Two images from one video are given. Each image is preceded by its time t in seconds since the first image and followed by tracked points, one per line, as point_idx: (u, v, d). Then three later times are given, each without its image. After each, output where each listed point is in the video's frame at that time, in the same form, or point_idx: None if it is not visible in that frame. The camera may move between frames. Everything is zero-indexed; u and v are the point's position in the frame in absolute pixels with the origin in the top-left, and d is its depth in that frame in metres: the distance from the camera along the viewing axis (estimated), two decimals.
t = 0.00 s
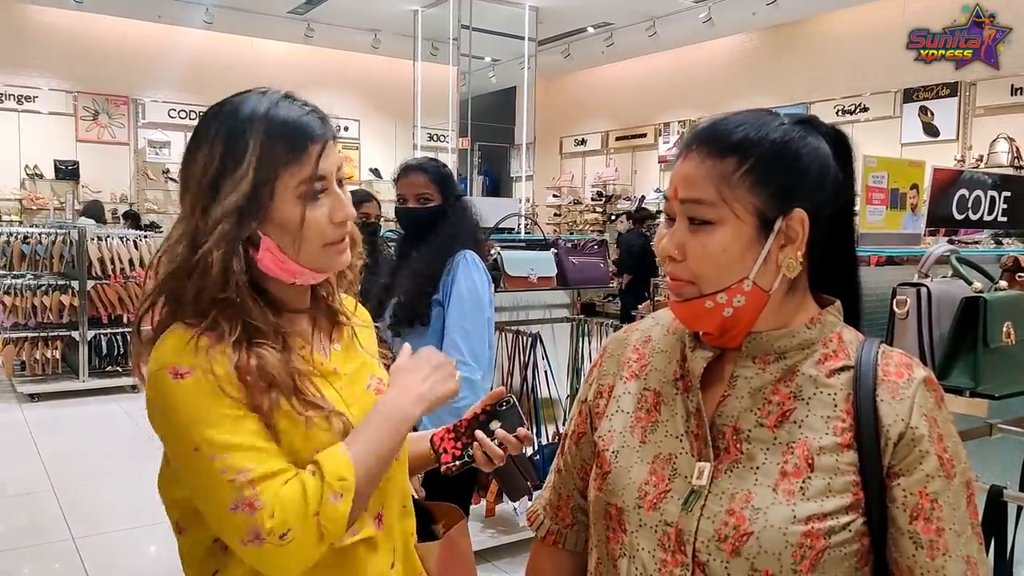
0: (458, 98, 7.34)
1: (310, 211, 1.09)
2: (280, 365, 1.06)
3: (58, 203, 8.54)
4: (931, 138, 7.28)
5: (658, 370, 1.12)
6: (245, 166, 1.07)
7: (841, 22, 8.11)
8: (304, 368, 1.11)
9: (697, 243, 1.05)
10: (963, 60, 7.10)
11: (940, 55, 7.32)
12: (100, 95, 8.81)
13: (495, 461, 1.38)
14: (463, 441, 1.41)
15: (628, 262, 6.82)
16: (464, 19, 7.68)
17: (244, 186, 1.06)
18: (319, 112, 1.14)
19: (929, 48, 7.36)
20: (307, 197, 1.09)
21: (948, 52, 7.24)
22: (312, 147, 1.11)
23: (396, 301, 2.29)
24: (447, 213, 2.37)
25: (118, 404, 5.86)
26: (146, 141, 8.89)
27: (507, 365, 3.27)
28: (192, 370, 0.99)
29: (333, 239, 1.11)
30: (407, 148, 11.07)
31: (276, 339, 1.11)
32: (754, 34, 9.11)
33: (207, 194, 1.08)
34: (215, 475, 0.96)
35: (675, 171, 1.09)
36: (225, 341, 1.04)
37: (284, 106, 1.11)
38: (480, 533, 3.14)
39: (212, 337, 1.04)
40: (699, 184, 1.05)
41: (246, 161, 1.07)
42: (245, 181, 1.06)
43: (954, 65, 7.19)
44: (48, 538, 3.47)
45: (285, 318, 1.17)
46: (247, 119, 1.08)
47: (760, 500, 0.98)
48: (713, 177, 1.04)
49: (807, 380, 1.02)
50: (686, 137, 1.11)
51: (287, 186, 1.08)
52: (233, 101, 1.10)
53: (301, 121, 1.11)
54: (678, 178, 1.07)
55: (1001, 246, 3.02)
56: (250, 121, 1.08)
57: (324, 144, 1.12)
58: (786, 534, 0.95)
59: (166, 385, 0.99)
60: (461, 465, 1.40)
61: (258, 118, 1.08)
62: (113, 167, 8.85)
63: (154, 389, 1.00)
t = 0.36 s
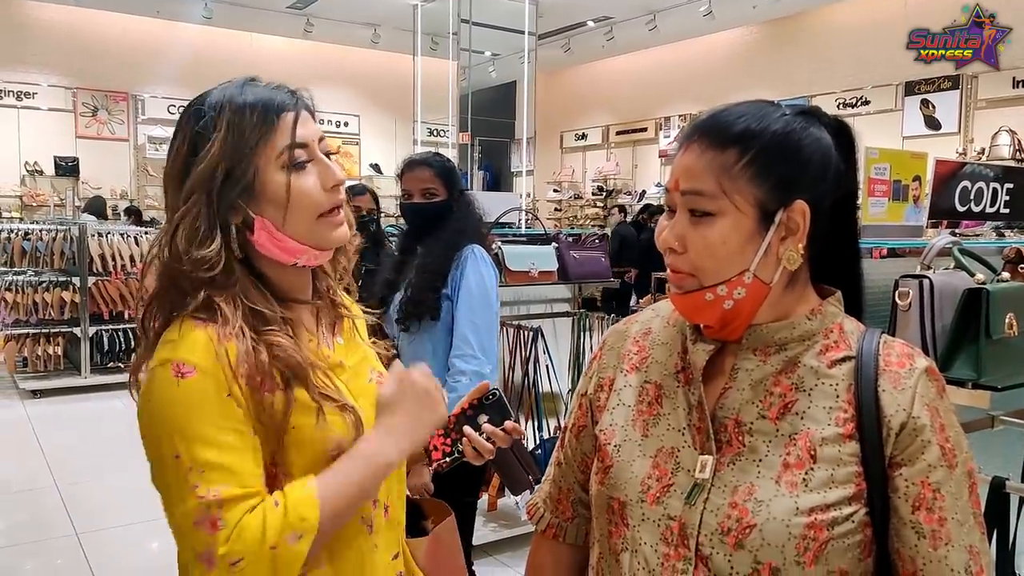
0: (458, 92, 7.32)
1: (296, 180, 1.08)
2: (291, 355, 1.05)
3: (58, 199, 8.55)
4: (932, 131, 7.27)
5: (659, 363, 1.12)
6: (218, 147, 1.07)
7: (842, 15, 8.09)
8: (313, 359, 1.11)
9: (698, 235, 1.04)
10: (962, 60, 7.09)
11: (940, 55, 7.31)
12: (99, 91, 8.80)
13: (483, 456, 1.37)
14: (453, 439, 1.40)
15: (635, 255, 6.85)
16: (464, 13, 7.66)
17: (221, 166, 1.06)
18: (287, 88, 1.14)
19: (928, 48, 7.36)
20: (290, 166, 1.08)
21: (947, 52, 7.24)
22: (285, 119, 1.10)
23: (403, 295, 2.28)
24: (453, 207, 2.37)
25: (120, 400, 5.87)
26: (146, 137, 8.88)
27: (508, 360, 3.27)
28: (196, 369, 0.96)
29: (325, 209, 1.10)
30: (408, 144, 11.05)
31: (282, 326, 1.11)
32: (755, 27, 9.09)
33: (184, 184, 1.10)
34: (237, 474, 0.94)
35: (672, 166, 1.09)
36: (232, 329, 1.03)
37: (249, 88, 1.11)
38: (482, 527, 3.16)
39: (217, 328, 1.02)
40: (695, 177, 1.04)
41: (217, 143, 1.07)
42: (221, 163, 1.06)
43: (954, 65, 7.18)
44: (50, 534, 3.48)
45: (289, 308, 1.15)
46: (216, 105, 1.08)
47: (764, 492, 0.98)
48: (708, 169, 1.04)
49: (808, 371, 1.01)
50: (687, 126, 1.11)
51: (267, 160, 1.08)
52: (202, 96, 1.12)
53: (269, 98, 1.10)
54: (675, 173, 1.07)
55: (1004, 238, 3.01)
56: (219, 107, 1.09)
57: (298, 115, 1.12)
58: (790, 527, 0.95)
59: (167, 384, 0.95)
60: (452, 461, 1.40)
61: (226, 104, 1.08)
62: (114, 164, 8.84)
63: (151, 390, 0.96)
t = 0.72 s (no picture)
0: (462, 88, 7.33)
1: (304, 188, 1.09)
2: (289, 353, 1.06)
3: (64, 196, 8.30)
4: (937, 128, 7.25)
5: (660, 359, 1.08)
6: (230, 147, 1.07)
7: (846, 11, 8.08)
8: (311, 357, 1.11)
9: (739, 228, 0.96)
10: (963, 60, 7.08)
11: (941, 54, 7.31)
12: (103, 87, 8.82)
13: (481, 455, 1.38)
14: (452, 437, 1.41)
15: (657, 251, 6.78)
16: (468, 9, 7.67)
17: (231, 167, 1.06)
18: (308, 91, 1.14)
19: (929, 48, 7.35)
20: (299, 174, 1.09)
21: (949, 51, 7.22)
22: (301, 126, 1.10)
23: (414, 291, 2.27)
24: (464, 205, 2.36)
25: (124, 395, 5.89)
26: (150, 133, 8.91)
27: (511, 356, 3.27)
28: (189, 374, 0.97)
29: (330, 218, 1.10)
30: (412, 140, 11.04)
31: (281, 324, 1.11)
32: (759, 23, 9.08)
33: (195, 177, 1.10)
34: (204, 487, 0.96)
35: (699, 154, 1.01)
36: (229, 329, 1.04)
37: (267, 88, 1.11)
38: (486, 523, 3.16)
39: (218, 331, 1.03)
40: (741, 168, 0.96)
41: (231, 143, 1.07)
42: (232, 163, 1.06)
43: (955, 65, 7.18)
44: (53, 529, 3.49)
45: (290, 305, 1.15)
46: (230, 103, 1.08)
47: (766, 487, 0.94)
48: (755, 161, 0.96)
49: (811, 366, 0.98)
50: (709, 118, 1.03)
51: (278, 167, 1.08)
52: (220, 86, 1.11)
53: (288, 100, 1.10)
54: (709, 162, 0.98)
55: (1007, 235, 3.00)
56: (233, 105, 1.08)
57: (315, 122, 1.12)
58: (792, 521, 0.91)
59: (159, 386, 0.96)
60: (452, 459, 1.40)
61: (242, 103, 1.08)
62: (118, 160, 8.86)
63: (142, 390, 0.97)
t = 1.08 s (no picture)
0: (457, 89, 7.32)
1: (315, 195, 1.08)
2: (298, 358, 1.05)
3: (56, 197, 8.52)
4: (928, 128, 7.28)
5: (663, 364, 1.06)
6: (241, 155, 1.06)
7: (839, 11, 8.11)
8: (321, 362, 1.10)
9: (764, 239, 0.93)
10: (963, 60, 7.05)
11: (940, 55, 7.30)
12: (95, 88, 8.76)
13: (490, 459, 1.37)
14: (462, 440, 1.41)
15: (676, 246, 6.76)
16: (463, 10, 7.66)
17: (242, 175, 1.06)
18: (319, 96, 1.13)
19: (929, 48, 7.35)
20: (310, 181, 1.08)
21: (948, 52, 7.21)
22: (313, 132, 1.10)
23: (420, 292, 2.26)
24: (470, 208, 2.35)
25: (120, 398, 5.86)
26: (143, 134, 8.87)
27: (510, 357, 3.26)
28: (199, 379, 0.96)
29: (341, 224, 1.10)
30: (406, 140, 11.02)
31: (292, 330, 1.11)
32: (753, 24, 9.10)
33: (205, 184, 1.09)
34: (215, 492, 0.95)
35: (716, 163, 0.96)
36: (241, 334, 1.03)
37: (277, 94, 1.09)
38: (485, 523, 3.17)
39: (231, 337, 1.02)
40: (766, 181, 0.92)
41: (242, 150, 1.06)
42: (243, 171, 1.06)
43: (955, 64, 7.15)
44: (50, 534, 3.47)
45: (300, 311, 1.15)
46: (241, 110, 1.07)
47: (775, 489, 0.93)
48: (784, 174, 0.92)
49: (815, 368, 0.96)
50: (727, 124, 0.98)
51: (288, 174, 1.07)
52: (231, 92, 1.10)
53: (299, 105, 1.10)
54: (734, 173, 0.94)
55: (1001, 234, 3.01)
56: (244, 112, 1.08)
57: (325, 128, 1.11)
58: (802, 523, 0.91)
59: (169, 393, 0.95)
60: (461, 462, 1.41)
61: (254, 109, 1.07)
62: (111, 161, 8.81)
63: (152, 396, 0.96)
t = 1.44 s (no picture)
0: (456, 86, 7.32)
1: (331, 194, 1.08)
2: (314, 351, 1.05)
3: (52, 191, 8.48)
4: (926, 128, 7.29)
5: (666, 363, 1.03)
6: (260, 154, 1.06)
7: (838, 11, 8.12)
8: (338, 356, 1.11)
9: (775, 242, 0.93)
10: (963, 60, 7.06)
11: (940, 55, 7.30)
12: (93, 82, 8.73)
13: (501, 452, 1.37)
14: (470, 435, 1.41)
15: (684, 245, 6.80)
16: (462, 7, 7.66)
17: (261, 173, 1.06)
18: (337, 97, 1.13)
19: (929, 48, 7.35)
20: (327, 180, 1.08)
21: (948, 52, 7.22)
22: (331, 132, 1.09)
23: (423, 289, 2.26)
24: (472, 204, 2.36)
25: (117, 392, 5.85)
26: (140, 129, 8.85)
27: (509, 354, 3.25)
28: (219, 371, 0.96)
29: (356, 223, 1.09)
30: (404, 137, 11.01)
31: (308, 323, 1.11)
32: (752, 23, 9.12)
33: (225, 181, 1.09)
34: (229, 482, 0.95)
35: (728, 166, 0.95)
36: (259, 328, 1.03)
37: (297, 94, 1.09)
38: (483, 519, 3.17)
39: (255, 331, 1.03)
40: (779, 185, 0.92)
41: (261, 148, 1.06)
42: (262, 170, 1.06)
43: (955, 65, 7.16)
44: (48, 527, 3.46)
45: (315, 306, 1.14)
46: (261, 109, 1.07)
47: (781, 485, 0.92)
48: (796, 177, 0.92)
49: (817, 367, 0.95)
50: (735, 124, 0.97)
51: (305, 173, 1.07)
52: (251, 91, 1.10)
53: (318, 105, 1.09)
54: (747, 177, 0.93)
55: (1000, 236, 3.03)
56: (263, 111, 1.07)
57: (343, 128, 1.11)
58: (808, 517, 0.90)
59: (189, 384, 0.95)
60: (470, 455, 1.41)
61: (274, 108, 1.07)
62: (107, 155, 8.79)
63: (171, 387, 0.97)
